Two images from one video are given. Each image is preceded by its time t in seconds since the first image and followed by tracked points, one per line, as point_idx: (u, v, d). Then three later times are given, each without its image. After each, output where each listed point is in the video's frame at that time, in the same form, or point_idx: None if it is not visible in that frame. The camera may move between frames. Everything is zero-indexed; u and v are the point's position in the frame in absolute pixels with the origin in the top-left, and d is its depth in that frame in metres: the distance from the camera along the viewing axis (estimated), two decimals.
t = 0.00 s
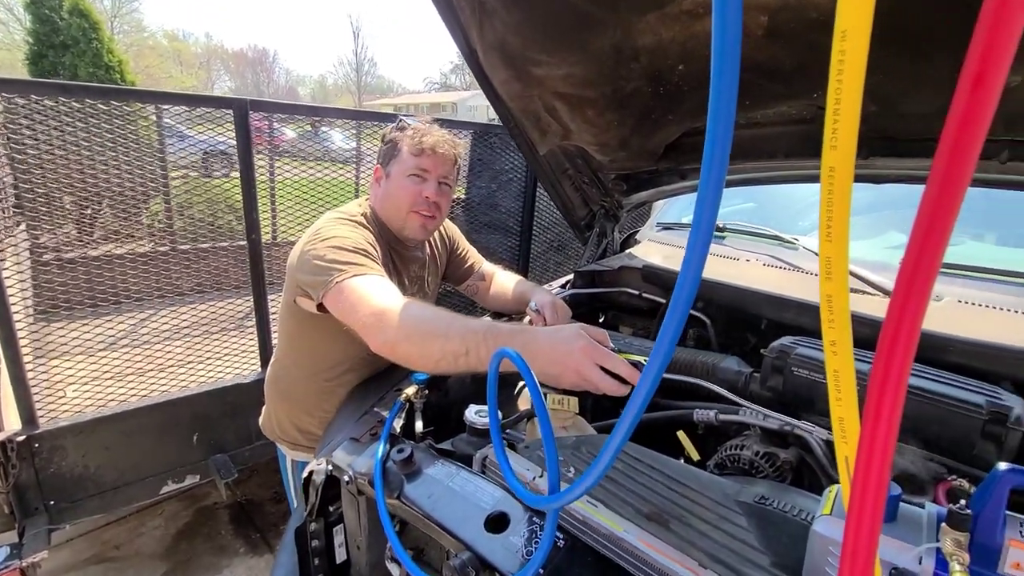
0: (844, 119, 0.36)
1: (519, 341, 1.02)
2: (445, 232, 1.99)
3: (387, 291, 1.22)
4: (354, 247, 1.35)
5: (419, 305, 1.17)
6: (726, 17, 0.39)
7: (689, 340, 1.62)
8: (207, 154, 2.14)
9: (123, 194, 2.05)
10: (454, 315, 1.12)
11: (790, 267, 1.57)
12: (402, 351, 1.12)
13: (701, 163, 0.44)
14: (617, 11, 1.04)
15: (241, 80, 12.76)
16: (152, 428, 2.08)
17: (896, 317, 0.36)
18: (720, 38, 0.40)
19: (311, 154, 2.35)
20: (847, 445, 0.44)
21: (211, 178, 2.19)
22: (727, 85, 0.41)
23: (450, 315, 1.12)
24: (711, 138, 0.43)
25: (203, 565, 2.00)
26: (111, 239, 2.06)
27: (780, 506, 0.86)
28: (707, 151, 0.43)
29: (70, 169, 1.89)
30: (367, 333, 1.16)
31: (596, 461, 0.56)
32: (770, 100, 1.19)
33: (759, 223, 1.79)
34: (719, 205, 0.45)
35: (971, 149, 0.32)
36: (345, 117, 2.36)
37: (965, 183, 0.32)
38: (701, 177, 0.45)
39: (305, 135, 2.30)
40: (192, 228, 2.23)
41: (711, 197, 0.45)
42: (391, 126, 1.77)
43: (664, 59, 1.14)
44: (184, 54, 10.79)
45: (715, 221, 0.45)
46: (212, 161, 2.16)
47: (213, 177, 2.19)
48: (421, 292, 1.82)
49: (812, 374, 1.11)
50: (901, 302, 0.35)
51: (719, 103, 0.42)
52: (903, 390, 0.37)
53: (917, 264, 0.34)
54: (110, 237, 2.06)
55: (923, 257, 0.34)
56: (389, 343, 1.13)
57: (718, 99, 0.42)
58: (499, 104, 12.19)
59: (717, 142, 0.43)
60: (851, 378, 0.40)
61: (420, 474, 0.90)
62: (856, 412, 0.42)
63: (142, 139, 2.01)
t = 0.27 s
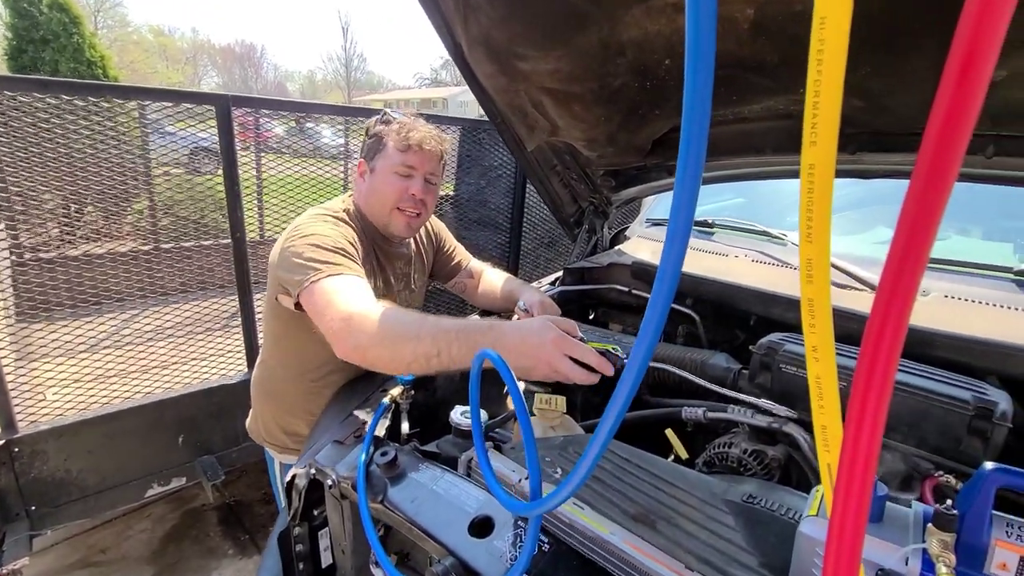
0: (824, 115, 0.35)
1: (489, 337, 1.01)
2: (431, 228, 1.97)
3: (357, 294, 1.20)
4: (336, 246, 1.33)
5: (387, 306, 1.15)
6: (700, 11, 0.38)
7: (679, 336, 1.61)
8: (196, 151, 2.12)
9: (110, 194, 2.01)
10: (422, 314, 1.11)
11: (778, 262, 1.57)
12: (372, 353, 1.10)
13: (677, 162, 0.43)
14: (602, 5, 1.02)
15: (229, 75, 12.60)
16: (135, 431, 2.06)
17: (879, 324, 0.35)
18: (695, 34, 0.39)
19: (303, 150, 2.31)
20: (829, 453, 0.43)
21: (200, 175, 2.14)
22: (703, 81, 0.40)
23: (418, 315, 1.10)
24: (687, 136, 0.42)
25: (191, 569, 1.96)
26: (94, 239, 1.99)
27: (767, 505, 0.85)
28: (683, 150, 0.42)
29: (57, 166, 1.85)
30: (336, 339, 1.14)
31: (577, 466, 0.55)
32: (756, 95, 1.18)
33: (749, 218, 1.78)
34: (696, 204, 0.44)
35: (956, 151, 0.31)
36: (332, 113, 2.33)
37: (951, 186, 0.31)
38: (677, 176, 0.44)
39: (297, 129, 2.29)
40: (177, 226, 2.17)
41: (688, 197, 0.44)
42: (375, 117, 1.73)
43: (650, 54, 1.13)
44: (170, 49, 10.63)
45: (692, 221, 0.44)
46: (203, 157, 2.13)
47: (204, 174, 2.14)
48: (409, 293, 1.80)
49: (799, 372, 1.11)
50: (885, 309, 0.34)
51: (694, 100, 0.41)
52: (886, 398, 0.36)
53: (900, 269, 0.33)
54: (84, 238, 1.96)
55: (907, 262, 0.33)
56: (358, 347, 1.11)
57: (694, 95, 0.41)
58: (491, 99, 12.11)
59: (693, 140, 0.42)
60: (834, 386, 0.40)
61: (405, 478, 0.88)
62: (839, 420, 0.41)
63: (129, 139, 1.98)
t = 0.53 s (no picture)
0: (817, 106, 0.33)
1: (360, 309, 1.19)
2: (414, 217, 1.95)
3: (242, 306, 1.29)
4: (271, 244, 1.39)
5: (273, 307, 1.26)
6: None
7: (672, 332, 1.60)
8: (188, 147, 2.09)
9: (98, 194, 1.99)
10: (301, 306, 1.23)
11: (771, 258, 1.55)
12: (290, 349, 1.26)
13: (660, 154, 0.41)
14: None
15: (220, 69, 12.46)
16: (123, 431, 2.04)
17: (873, 328, 0.33)
18: (679, 18, 0.37)
19: (297, 146, 2.31)
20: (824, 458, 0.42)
21: (195, 171, 2.12)
22: (688, 66, 0.38)
23: (298, 310, 1.22)
24: (670, 126, 0.40)
25: (183, 568, 1.92)
26: (86, 235, 1.97)
27: (760, 504, 0.84)
28: (667, 141, 0.40)
29: (34, 163, 1.82)
30: (248, 356, 1.27)
31: (562, 470, 0.53)
32: (750, 87, 1.16)
33: (743, 212, 1.77)
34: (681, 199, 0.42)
35: (962, 142, 0.29)
36: (323, 108, 2.30)
37: (955, 180, 0.29)
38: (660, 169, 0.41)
39: (289, 125, 2.26)
40: (169, 222, 2.16)
41: (672, 191, 0.42)
42: (356, 100, 1.67)
43: (643, 45, 1.11)
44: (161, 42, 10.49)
45: (676, 217, 0.42)
46: (196, 153, 2.11)
47: (198, 170, 2.12)
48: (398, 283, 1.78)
49: (793, 368, 1.09)
50: (882, 312, 0.33)
51: (677, 88, 0.39)
52: (884, 405, 0.34)
53: (898, 271, 0.32)
54: (77, 231, 1.94)
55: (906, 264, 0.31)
56: (272, 351, 1.26)
57: (677, 83, 0.39)
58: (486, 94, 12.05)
59: (677, 131, 0.40)
60: (828, 389, 0.39)
61: (391, 479, 0.87)
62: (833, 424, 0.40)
63: (116, 133, 1.94)
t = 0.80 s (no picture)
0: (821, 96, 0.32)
1: (256, 309, 1.39)
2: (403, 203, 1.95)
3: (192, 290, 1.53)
4: (230, 231, 1.55)
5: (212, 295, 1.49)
6: None
7: (672, 328, 1.60)
8: (186, 144, 2.08)
9: (93, 194, 1.98)
10: (229, 300, 1.43)
11: (771, 253, 1.55)
12: (223, 330, 1.50)
13: (661, 145, 0.41)
14: None
15: (217, 64, 12.40)
16: (123, 428, 2.04)
17: (877, 322, 0.33)
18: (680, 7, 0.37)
19: (296, 143, 2.30)
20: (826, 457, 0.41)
21: (191, 167, 2.11)
22: (689, 57, 0.38)
23: (225, 303, 1.44)
24: (672, 116, 0.40)
25: (184, 566, 1.90)
26: (84, 233, 1.96)
27: (760, 499, 0.84)
28: (668, 131, 0.40)
29: (30, 159, 1.81)
30: (193, 330, 1.53)
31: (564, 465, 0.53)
32: (750, 82, 1.16)
33: (743, 207, 1.76)
34: (682, 191, 0.42)
35: (970, 131, 0.28)
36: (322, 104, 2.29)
37: (963, 171, 0.29)
38: (662, 160, 0.41)
39: (288, 122, 2.25)
40: (169, 218, 2.15)
41: (673, 182, 0.41)
42: (344, 87, 1.68)
43: (642, 39, 1.11)
44: (157, 39, 10.45)
45: (677, 211, 0.42)
46: (192, 150, 2.10)
47: (195, 167, 2.11)
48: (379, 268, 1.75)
49: (793, 363, 1.09)
50: (886, 306, 0.32)
51: (678, 77, 0.38)
52: (889, 402, 0.34)
53: (904, 267, 0.31)
54: (74, 229, 1.93)
55: (912, 259, 0.31)
56: (212, 330, 1.51)
57: (678, 73, 0.39)
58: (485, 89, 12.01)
59: (678, 120, 0.40)
60: (830, 387, 0.38)
61: (391, 477, 0.87)
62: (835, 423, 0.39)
63: (113, 129, 1.93)
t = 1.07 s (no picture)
0: (854, 97, 0.32)
1: (265, 309, 1.45)
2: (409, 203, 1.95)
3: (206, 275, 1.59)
4: (243, 224, 1.58)
5: (226, 285, 1.56)
6: None
7: (676, 325, 1.60)
8: (187, 142, 2.07)
9: (96, 187, 2.00)
10: (242, 295, 1.50)
11: (776, 251, 1.55)
12: (233, 319, 1.57)
13: (687, 144, 0.41)
14: None
15: (216, 62, 12.36)
16: (127, 427, 2.05)
17: (908, 325, 0.33)
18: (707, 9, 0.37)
19: (297, 140, 2.30)
20: (850, 459, 0.40)
21: (191, 165, 2.09)
22: (719, 56, 0.38)
23: (238, 296, 1.51)
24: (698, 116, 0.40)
25: (188, 563, 1.89)
26: (87, 231, 2.00)
27: (768, 497, 0.84)
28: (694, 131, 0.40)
29: (33, 159, 1.83)
30: (203, 313, 1.59)
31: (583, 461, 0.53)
32: (756, 79, 1.16)
33: (746, 205, 1.76)
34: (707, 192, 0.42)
35: (1009, 132, 0.28)
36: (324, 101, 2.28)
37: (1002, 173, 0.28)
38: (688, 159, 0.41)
39: (289, 119, 2.25)
40: (170, 215, 2.16)
41: (699, 182, 0.41)
42: (358, 92, 1.68)
43: (647, 35, 1.11)
44: (156, 36, 10.43)
45: (702, 209, 0.42)
46: (192, 148, 2.09)
47: (195, 164, 2.10)
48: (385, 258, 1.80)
49: (799, 361, 1.09)
50: (919, 309, 0.32)
51: (706, 77, 0.39)
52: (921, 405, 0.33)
53: (938, 269, 0.31)
54: (76, 228, 1.98)
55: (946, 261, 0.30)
56: (221, 317, 1.58)
57: (706, 72, 0.39)
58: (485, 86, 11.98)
59: (705, 120, 0.40)
60: (857, 387, 0.37)
61: (400, 475, 0.87)
62: (861, 425, 0.38)
63: (115, 127, 1.94)
